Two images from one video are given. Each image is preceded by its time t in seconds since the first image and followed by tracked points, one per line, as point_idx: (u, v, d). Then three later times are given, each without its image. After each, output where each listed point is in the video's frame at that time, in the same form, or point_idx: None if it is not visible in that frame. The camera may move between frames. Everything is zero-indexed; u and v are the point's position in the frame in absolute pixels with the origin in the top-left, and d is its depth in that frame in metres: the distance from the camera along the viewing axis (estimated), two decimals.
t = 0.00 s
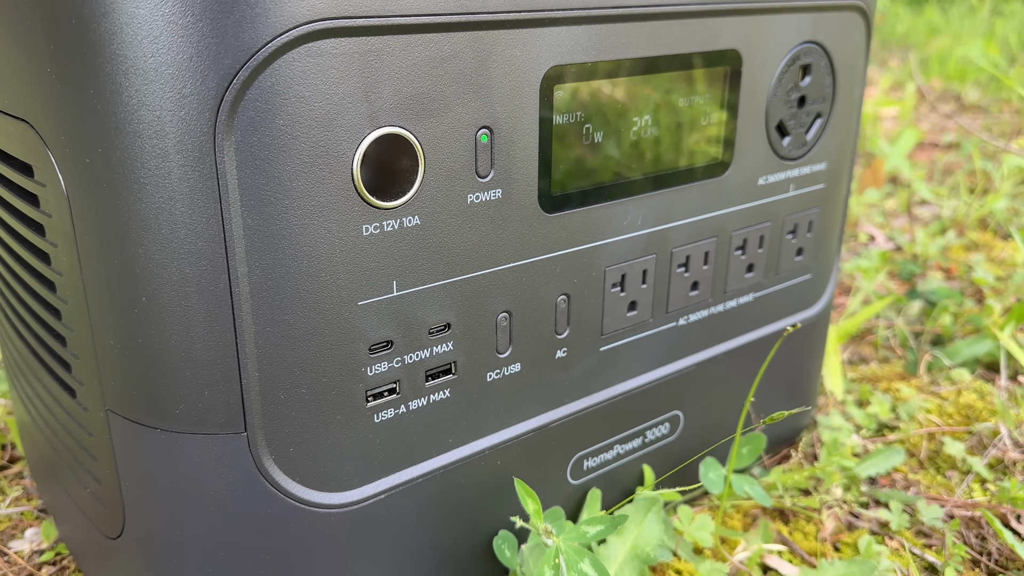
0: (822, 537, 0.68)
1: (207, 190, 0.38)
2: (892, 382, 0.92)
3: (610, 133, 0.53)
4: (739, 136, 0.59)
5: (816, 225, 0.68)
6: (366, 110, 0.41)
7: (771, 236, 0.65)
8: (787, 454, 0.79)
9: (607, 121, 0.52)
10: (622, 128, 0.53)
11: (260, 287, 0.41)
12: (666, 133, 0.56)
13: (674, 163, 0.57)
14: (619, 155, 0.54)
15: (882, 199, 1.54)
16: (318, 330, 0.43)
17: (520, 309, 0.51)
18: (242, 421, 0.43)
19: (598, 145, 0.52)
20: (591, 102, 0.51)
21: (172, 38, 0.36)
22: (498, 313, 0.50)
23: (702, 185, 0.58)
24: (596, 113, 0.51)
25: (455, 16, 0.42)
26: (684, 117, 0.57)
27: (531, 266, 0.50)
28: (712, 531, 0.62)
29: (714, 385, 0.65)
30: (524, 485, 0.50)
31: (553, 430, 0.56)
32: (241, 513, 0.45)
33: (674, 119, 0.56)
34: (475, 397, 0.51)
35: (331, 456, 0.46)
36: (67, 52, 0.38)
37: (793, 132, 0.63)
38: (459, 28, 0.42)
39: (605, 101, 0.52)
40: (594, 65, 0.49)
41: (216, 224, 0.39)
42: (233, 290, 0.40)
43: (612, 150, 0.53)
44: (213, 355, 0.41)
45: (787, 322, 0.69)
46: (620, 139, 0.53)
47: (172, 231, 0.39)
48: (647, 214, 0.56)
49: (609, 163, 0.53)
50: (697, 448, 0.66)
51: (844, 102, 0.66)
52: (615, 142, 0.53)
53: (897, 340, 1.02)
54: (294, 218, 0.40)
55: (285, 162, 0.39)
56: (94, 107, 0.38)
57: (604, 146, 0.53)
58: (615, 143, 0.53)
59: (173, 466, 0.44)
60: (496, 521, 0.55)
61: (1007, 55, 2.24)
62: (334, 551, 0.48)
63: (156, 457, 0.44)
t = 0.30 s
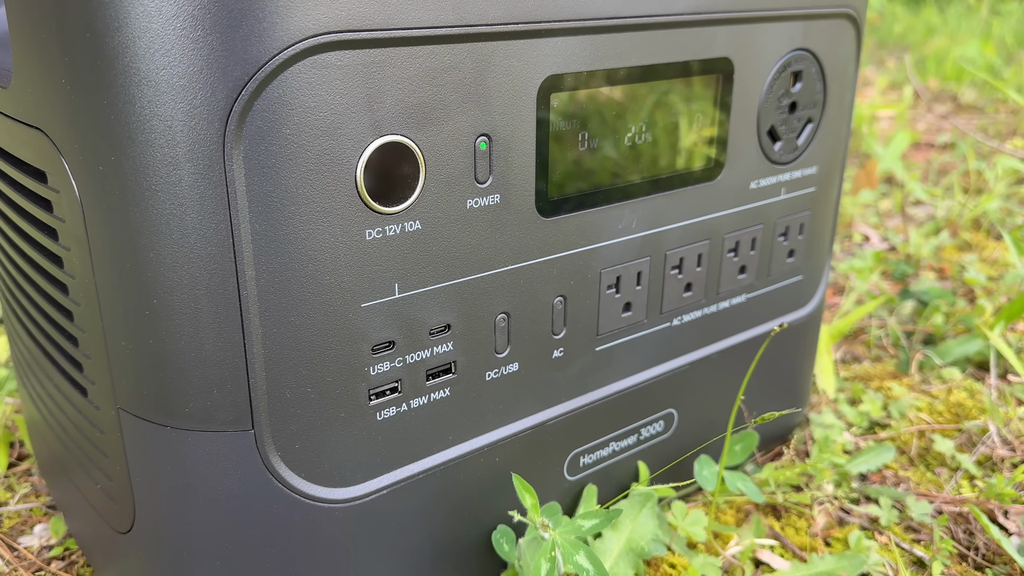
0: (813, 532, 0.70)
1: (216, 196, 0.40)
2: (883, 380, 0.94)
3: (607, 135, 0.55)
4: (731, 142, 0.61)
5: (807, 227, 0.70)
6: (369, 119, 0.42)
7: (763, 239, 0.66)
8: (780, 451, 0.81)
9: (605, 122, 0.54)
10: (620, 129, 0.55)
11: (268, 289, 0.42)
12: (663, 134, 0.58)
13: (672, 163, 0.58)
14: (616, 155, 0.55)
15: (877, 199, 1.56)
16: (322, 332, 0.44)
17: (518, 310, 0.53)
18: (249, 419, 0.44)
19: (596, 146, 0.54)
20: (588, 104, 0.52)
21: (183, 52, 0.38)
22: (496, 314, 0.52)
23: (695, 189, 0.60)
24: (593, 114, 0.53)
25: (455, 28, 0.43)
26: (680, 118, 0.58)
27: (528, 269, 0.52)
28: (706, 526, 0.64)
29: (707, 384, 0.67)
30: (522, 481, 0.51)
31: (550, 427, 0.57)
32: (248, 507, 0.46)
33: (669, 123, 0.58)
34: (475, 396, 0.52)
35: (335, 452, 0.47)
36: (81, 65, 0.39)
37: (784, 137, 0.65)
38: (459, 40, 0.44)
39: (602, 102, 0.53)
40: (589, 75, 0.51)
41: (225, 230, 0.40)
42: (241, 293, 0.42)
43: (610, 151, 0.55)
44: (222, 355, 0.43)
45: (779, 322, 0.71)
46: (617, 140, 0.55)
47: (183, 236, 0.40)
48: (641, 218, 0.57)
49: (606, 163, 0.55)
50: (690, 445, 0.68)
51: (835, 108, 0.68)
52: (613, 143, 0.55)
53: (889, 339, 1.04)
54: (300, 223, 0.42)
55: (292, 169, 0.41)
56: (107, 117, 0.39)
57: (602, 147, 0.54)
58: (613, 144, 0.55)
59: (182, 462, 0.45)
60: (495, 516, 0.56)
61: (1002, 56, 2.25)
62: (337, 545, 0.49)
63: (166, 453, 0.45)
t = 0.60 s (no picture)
0: (803, 527, 0.72)
1: (227, 206, 0.42)
2: (874, 379, 0.96)
3: (605, 136, 0.57)
4: (723, 149, 0.63)
5: (797, 231, 0.72)
6: (372, 131, 0.44)
7: (753, 242, 0.68)
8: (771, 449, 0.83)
9: (603, 123, 0.56)
10: (617, 130, 0.57)
11: (275, 293, 0.44)
12: (660, 136, 0.60)
13: (670, 163, 0.61)
14: (614, 157, 0.57)
15: (872, 200, 1.58)
16: (328, 334, 0.46)
17: (516, 312, 0.55)
18: (258, 418, 0.46)
19: (593, 148, 0.56)
20: (587, 105, 0.54)
21: (194, 68, 0.40)
22: (495, 317, 0.53)
23: (687, 195, 0.62)
24: (591, 116, 0.55)
25: (455, 43, 0.45)
26: (677, 119, 0.60)
27: (525, 273, 0.54)
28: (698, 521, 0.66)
29: (700, 383, 0.69)
30: (520, 479, 0.54)
31: (546, 425, 0.59)
32: (256, 502, 0.48)
33: (664, 128, 0.60)
34: (474, 395, 0.54)
35: (339, 450, 0.49)
36: (98, 79, 0.41)
37: (774, 144, 0.66)
38: (459, 54, 0.46)
39: (601, 103, 0.55)
40: (584, 87, 0.53)
41: (235, 237, 0.42)
42: (250, 297, 0.44)
43: (607, 153, 0.57)
44: (232, 357, 0.44)
45: (770, 323, 0.73)
46: (614, 142, 0.57)
47: (195, 243, 0.42)
48: (635, 223, 0.59)
49: (603, 164, 0.57)
50: (683, 443, 0.70)
51: (824, 115, 0.70)
52: (610, 145, 0.57)
53: (881, 339, 1.06)
54: (307, 230, 0.44)
55: (299, 179, 0.43)
56: (122, 130, 0.41)
57: (600, 149, 0.57)
58: (610, 146, 0.57)
59: (193, 459, 0.47)
60: (493, 512, 0.58)
61: (998, 57, 2.27)
62: (342, 538, 0.51)
63: (177, 451, 0.47)
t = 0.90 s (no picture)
0: (795, 521, 0.74)
1: (240, 211, 0.44)
2: (866, 377, 0.98)
3: (603, 137, 0.58)
4: (716, 154, 0.65)
5: (789, 233, 0.74)
6: (378, 140, 0.46)
7: (746, 244, 0.70)
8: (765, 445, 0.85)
9: (602, 124, 0.58)
10: (615, 132, 0.59)
11: (286, 295, 0.46)
12: (657, 140, 0.62)
13: (668, 167, 0.63)
14: (613, 159, 0.60)
15: (867, 200, 1.60)
16: (336, 334, 0.48)
17: (516, 313, 0.57)
18: (269, 414, 0.48)
19: (593, 150, 0.58)
20: (587, 107, 0.56)
21: (209, 81, 0.42)
22: (495, 317, 0.55)
23: (681, 200, 0.64)
24: (591, 117, 0.57)
25: (458, 55, 0.47)
26: (672, 125, 0.62)
27: (525, 274, 0.56)
28: (693, 515, 0.68)
29: (694, 381, 0.71)
30: (520, 470, 0.56)
31: (545, 421, 0.61)
32: (267, 495, 0.50)
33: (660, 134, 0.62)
34: (475, 392, 0.56)
35: (347, 445, 0.51)
36: (117, 91, 0.43)
37: (766, 149, 0.68)
38: (461, 65, 0.48)
39: (600, 104, 0.57)
40: (581, 95, 0.55)
41: (248, 241, 0.44)
42: (262, 298, 0.46)
43: (606, 153, 0.59)
44: (244, 355, 0.46)
45: (763, 322, 0.75)
46: (613, 142, 0.59)
47: (209, 247, 0.44)
48: (631, 226, 0.61)
49: (601, 165, 0.59)
50: (679, 439, 0.72)
51: (816, 120, 0.72)
52: (609, 146, 0.59)
53: (873, 338, 1.08)
54: (316, 235, 0.46)
55: (308, 186, 0.45)
56: (140, 139, 0.43)
57: (599, 151, 0.59)
58: (609, 147, 0.59)
59: (206, 454, 0.49)
60: (494, 505, 0.60)
61: (995, 58, 2.29)
62: (349, 530, 0.53)
63: (191, 446, 0.49)
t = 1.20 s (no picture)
0: (789, 518, 0.76)
1: (256, 221, 0.46)
2: (860, 377, 1.00)
3: (603, 138, 0.60)
4: (712, 162, 0.67)
5: (784, 238, 0.76)
6: (387, 152, 0.48)
7: (742, 249, 0.72)
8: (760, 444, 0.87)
9: (602, 125, 0.60)
10: (615, 134, 0.61)
11: (299, 300, 0.48)
12: (656, 148, 0.64)
13: (665, 174, 0.65)
14: (612, 161, 0.62)
15: (863, 202, 1.62)
16: (347, 337, 0.50)
17: (519, 316, 0.59)
18: (282, 414, 0.50)
19: (593, 151, 0.60)
20: (588, 110, 0.58)
21: (227, 97, 0.44)
22: (499, 320, 0.58)
23: (678, 206, 0.66)
24: (591, 119, 0.59)
25: (463, 69, 0.49)
26: (670, 134, 0.64)
27: (527, 279, 0.58)
28: (689, 511, 0.70)
29: (691, 381, 0.73)
30: (522, 468, 0.58)
31: (547, 421, 0.63)
32: (280, 491, 0.52)
33: (657, 142, 0.64)
34: (479, 393, 0.59)
35: (356, 443, 0.53)
36: (137, 106, 0.45)
37: (761, 156, 0.71)
38: (466, 79, 0.50)
39: (602, 106, 0.59)
40: (581, 107, 0.57)
41: (264, 249, 0.46)
42: (276, 303, 0.48)
43: (605, 155, 0.61)
44: (259, 358, 0.49)
45: (758, 324, 0.77)
46: (612, 143, 0.61)
47: (226, 255, 0.46)
48: (629, 231, 0.63)
49: (600, 166, 0.61)
50: (676, 437, 0.74)
51: (809, 128, 0.74)
52: (608, 147, 0.61)
53: (868, 339, 1.10)
54: (328, 243, 0.48)
55: (321, 196, 0.47)
56: (160, 152, 0.45)
57: (598, 153, 0.61)
58: (608, 148, 0.61)
59: (222, 452, 0.51)
60: (497, 502, 0.62)
61: (992, 60, 2.31)
62: (358, 525, 0.55)
63: (207, 444, 0.51)
